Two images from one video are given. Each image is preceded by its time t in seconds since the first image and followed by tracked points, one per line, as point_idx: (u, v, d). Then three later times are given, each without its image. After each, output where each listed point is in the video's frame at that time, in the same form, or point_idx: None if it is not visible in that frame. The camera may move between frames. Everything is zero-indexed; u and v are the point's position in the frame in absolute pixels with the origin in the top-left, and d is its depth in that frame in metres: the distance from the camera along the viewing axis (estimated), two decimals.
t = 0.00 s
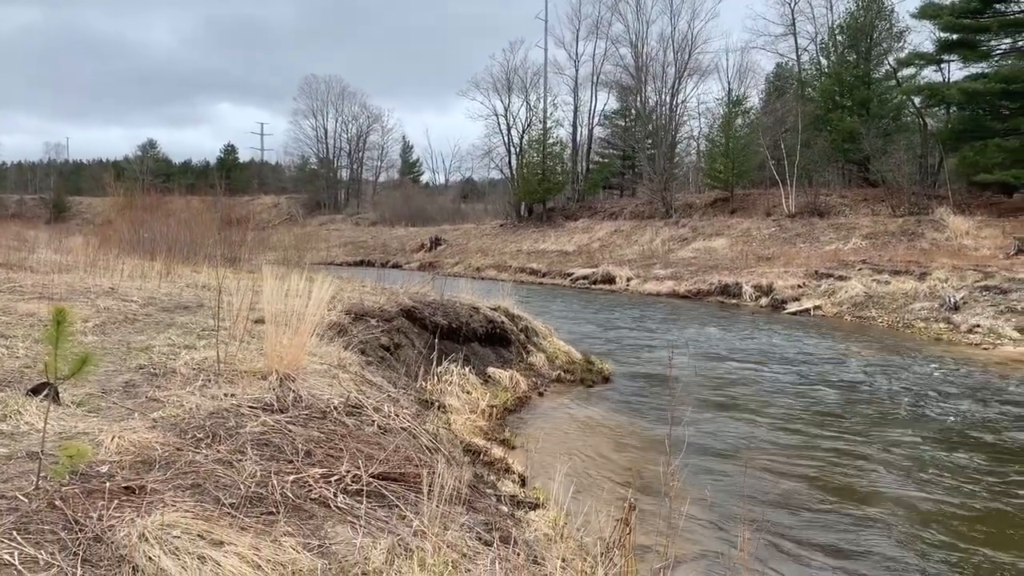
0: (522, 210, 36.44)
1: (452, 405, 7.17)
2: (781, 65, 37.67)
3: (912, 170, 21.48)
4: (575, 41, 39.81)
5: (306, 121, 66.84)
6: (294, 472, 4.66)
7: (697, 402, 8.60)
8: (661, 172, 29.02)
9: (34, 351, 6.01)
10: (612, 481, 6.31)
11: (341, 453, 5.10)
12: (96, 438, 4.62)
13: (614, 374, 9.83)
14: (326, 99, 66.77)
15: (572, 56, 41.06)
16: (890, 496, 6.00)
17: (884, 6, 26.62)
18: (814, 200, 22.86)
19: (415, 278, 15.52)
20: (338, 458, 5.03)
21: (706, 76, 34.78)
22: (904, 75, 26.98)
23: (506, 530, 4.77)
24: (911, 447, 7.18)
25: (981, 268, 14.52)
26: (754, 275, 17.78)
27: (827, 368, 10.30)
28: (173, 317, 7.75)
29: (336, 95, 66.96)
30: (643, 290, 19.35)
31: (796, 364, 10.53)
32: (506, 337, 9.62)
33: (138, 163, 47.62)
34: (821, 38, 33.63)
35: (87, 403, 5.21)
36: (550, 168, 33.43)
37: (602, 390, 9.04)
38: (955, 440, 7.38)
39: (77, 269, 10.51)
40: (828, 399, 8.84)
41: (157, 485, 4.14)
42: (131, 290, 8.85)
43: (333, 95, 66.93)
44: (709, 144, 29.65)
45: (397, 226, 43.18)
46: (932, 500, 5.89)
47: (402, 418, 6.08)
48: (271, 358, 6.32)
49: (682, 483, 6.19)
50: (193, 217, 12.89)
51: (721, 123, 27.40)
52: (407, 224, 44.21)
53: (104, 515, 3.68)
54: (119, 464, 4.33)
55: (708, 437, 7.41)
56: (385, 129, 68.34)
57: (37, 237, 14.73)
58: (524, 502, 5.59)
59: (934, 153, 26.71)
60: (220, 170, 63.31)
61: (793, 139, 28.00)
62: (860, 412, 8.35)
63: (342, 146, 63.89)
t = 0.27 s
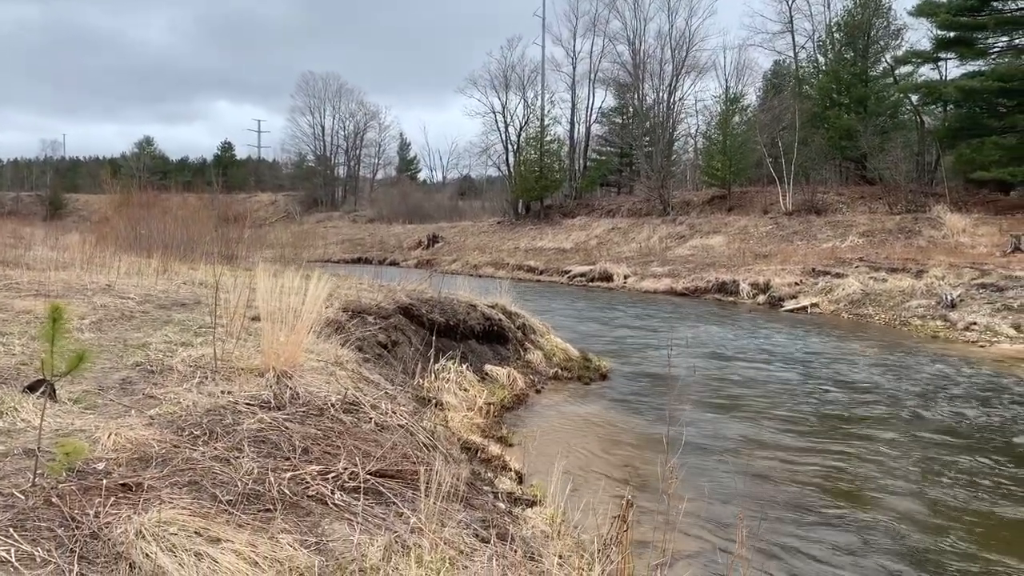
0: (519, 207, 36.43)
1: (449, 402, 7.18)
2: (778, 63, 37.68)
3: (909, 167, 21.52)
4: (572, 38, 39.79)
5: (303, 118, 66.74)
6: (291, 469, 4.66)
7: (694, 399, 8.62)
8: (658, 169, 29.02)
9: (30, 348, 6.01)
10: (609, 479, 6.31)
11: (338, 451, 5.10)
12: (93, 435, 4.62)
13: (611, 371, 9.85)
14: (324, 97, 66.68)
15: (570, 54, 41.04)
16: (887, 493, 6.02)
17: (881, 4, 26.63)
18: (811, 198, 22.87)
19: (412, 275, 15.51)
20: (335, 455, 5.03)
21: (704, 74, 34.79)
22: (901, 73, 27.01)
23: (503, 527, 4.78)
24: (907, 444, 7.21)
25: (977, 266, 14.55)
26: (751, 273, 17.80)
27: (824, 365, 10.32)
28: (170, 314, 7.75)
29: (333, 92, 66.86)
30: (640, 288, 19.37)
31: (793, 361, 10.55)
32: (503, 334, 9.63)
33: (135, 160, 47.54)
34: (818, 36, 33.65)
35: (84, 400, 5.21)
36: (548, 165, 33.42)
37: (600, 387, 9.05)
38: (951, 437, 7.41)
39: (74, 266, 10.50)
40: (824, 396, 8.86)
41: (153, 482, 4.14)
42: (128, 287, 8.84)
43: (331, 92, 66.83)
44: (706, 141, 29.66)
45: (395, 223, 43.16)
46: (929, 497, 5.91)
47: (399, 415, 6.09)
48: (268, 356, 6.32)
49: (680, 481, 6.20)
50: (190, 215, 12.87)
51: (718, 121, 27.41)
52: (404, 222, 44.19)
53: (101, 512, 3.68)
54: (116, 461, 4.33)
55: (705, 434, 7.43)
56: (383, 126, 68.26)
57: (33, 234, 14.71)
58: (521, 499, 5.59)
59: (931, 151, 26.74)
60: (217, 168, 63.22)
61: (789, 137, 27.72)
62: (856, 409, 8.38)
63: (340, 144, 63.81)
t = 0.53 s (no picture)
0: (517, 205, 36.41)
1: (447, 400, 7.18)
2: (776, 61, 37.69)
3: (907, 166, 21.55)
4: (570, 36, 39.76)
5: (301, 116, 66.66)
6: (288, 467, 4.67)
7: (692, 397, 8.64)
8: (656, 167, 29.01)
9: (27, 346, 6.01)
10: (607, 476, 6.32)
11: (335, 448, 5.11)
12: (90, 432, 4.62)
13: (609, 369, 9.86)
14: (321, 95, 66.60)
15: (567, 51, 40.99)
16: (884, 491, 6.04)
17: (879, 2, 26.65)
18: (809, 196, 22.89)
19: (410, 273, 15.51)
20: (333, 453, 5.03)
21: (702, 72, 34.79)
22: (898, 71, 27.04)
23: (500, 524, 4.78)
24: (904, 442, 7.24)
25: (974, 264, 14.59)
26: (749, 271, 17.81)
27: (820, 363, 10.36)
28: (167, 312, 7.74)
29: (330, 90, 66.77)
30: (638, 286, 19.38)
31: (790, 359, 10.59)
32: (501, 332, 9.64)
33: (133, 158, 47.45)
34: (816, 34, 33.66)
35: (81, 398, 5.21)
36: (546, 163, 33.41)
37: (597, 385, 9.07)
38: (947, 434, 7.45)
39: (71, 264, 10.49)
40: (821, 394, 8.90)
41: (151, 480, 4.15)
42: (126, 285, 8.84)
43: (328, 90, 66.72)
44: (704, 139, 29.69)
45: (392, 221, 43.12)
46: (925, 495, 5.94)
47: (397, 413, 6.09)
48: (266, 353, 6.33)
49: (677, 478, 6.22)
50: (187, 212, 12.87)
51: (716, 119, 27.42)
52: (402, 220, 44.16)
53: (98, 509, 3.68)
54: (113, 458, 4.33)
55: (703, 432, 7.44)
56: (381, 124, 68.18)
57: (29, 232, 14.69)
58: (519, 497, 5.60)
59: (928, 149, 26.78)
60: (214, 165, 63.13)
61: (786, 135, 27.23)
62: (853, 406, 8.41)
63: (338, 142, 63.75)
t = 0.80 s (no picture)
0: (515, 204, 36.40)
1: (445, 398, 7.18)
2: (774, 60, 37.70)
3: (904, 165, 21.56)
4: (568, 35, 39.74)
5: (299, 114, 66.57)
6: (285, 465, 4.67)
7: (689, 395, 8.65)
8: (654, 166, 29.01)
9: (24, 344, 6.00)
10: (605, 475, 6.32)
11: (333, 446, 5.11)
12: (87, 430, 4.62)
13: (606, 367, 9.87)
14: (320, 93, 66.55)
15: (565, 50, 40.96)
16: (880, 488, 6.06)
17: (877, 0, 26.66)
18: (807, 195, 22.89)
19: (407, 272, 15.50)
20: (330, 451, 5.03)
21: (700, 70, 34.80)
22: (896, 70, 27.06)
23: (497, 522, 4.78)
24: (901, 440, 7.25)
25: (971, 263, 14.61)
26: (746, 269, 17.82)
27: (818, 362, 10.36)
28: (164, 310, 7.73)
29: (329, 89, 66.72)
30: (635, 285, 19.38)
31: (787, 357, 10.59)
32: (499, 330, 9.64)
33: (130, 156, 47.34)
34: (814, 33, 33.69)
35: (78, 396, 5.20)
36: (543, 162, 33.38)
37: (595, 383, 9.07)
38: (944, 433, 7.46)
39: (68, 262, 10.48)
40: (818, 392, 8.90)
41: (147, 477, 4.14)
42: (123, 283, 8.83)
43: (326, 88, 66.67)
44: (702, 137, 29.69)
45: (390, 220, 43.06)
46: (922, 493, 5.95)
47: (394, 411, 6.09)
48: (263, 351, 6.34)
49: (675, 477, 6.23)
50: (185, 210, 12.85)
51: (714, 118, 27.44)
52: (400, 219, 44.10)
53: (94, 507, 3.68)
54: (110, 456, 4.33)
55: (700, 431, 7.45)
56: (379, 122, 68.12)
57: (25, 230, 14.66)
58: (516, 495, 5.61)
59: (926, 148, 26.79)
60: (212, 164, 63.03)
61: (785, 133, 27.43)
62: (850, 405, 8.42)
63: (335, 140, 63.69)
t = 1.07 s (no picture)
0: (513, 203, 36.39)
1: (442, 397, 7.18)
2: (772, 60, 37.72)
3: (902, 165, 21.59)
4: (566, 34, 39.77)
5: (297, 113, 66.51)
6: (282, 463, 4.66)
7: (686, 395, 8.65)
8: (651, 165, 29.02)
9: (20, 342, 5.99)
10: (602, 474, 6.32)
11: (330, 445, 5.11)
12: (83, 428, 4.61)
13: (603, 366, 9.88)
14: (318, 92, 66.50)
15: (564, 49, 40.95)
16: (878, 489, 6.06)
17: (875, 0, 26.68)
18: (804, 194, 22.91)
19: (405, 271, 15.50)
20: (327, 449, 5.03)
21: (698, 70, 34.82)
22: (894, 70, 27.09)
23: (494, 521, 4.79)
24: (897, 440, 7.27)
25: (968, 263, 14.64)
26: (744, 269, 17.83)
27: (815, 361, 10.38)
28: (161, 308, 7.72)
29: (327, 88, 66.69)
30: (633, 284, 19.39)
31: (783, 357, 10.60)
32: (497, 329, 9.64)
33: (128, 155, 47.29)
34: (812, 33, 33.73)
35: (74, 394, 5.19)
36: (541, 161, 33.38)
37: (593, 382, 9.08)
38: (940, 433, 7.48)
39: (65, 260, 10.47)
40: (815, 392, 8.92)
41: (144, 476, 4.14)
42: (120, 281, 8.82)
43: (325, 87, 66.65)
44: (700, 137, 29.72)
45: (387, 219, 43.04)
46: (918, 493, 5.97)
47: (391, 410, 6.10)
48: (260, 350, 6.34)
49: (672, 476, 6.23)
50: (182, 209, 12.85)
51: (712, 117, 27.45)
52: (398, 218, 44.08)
53: (91, 506, 3.68)
54: (106, 455, 4.33)
55: (698, 430, 7.45)
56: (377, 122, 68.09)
57: (22, 228, 14.64)
58: (514, 494, 5.61)
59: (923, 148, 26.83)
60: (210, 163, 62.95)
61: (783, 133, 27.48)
62: (847, 405, 8.43)
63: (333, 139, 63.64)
